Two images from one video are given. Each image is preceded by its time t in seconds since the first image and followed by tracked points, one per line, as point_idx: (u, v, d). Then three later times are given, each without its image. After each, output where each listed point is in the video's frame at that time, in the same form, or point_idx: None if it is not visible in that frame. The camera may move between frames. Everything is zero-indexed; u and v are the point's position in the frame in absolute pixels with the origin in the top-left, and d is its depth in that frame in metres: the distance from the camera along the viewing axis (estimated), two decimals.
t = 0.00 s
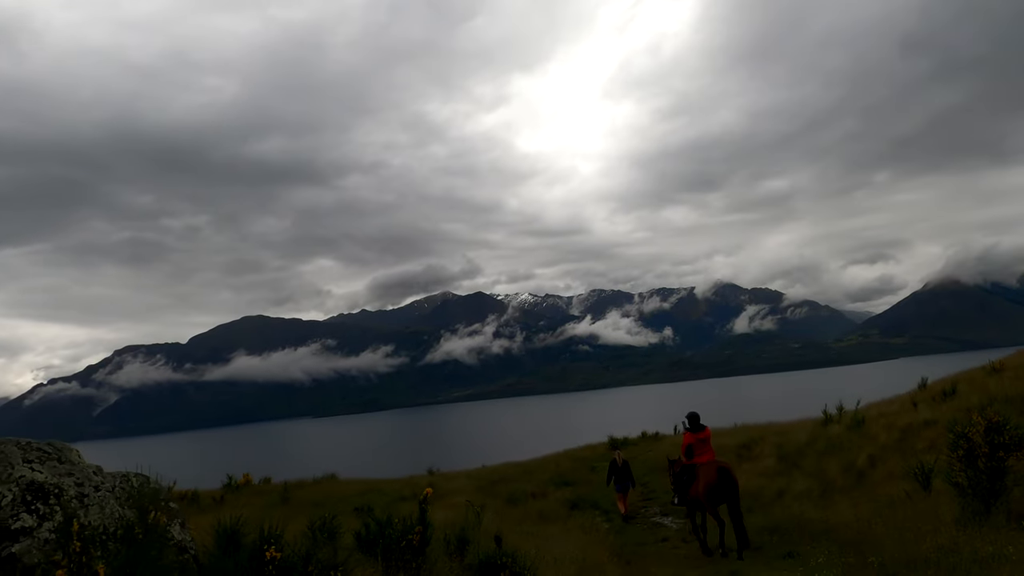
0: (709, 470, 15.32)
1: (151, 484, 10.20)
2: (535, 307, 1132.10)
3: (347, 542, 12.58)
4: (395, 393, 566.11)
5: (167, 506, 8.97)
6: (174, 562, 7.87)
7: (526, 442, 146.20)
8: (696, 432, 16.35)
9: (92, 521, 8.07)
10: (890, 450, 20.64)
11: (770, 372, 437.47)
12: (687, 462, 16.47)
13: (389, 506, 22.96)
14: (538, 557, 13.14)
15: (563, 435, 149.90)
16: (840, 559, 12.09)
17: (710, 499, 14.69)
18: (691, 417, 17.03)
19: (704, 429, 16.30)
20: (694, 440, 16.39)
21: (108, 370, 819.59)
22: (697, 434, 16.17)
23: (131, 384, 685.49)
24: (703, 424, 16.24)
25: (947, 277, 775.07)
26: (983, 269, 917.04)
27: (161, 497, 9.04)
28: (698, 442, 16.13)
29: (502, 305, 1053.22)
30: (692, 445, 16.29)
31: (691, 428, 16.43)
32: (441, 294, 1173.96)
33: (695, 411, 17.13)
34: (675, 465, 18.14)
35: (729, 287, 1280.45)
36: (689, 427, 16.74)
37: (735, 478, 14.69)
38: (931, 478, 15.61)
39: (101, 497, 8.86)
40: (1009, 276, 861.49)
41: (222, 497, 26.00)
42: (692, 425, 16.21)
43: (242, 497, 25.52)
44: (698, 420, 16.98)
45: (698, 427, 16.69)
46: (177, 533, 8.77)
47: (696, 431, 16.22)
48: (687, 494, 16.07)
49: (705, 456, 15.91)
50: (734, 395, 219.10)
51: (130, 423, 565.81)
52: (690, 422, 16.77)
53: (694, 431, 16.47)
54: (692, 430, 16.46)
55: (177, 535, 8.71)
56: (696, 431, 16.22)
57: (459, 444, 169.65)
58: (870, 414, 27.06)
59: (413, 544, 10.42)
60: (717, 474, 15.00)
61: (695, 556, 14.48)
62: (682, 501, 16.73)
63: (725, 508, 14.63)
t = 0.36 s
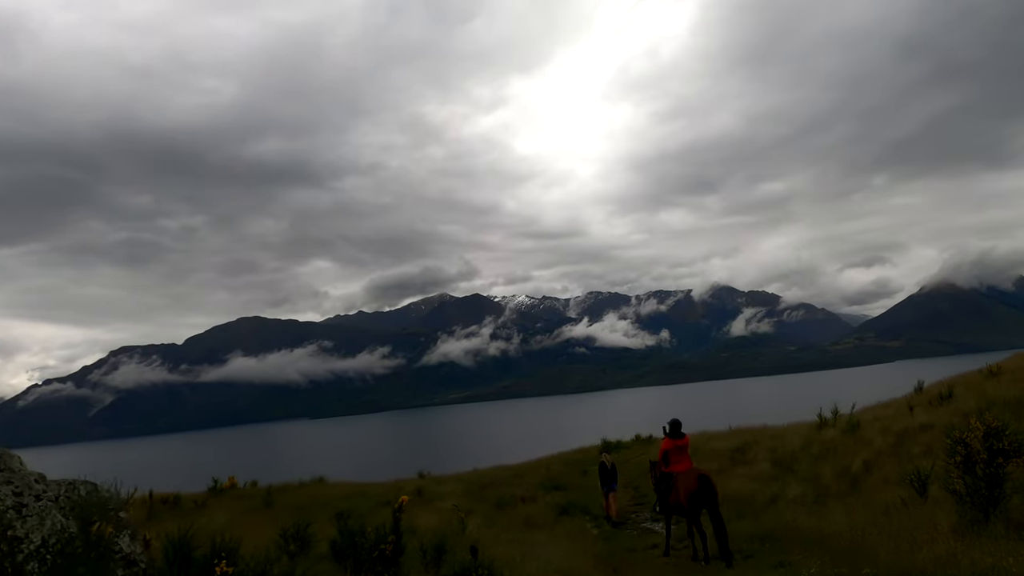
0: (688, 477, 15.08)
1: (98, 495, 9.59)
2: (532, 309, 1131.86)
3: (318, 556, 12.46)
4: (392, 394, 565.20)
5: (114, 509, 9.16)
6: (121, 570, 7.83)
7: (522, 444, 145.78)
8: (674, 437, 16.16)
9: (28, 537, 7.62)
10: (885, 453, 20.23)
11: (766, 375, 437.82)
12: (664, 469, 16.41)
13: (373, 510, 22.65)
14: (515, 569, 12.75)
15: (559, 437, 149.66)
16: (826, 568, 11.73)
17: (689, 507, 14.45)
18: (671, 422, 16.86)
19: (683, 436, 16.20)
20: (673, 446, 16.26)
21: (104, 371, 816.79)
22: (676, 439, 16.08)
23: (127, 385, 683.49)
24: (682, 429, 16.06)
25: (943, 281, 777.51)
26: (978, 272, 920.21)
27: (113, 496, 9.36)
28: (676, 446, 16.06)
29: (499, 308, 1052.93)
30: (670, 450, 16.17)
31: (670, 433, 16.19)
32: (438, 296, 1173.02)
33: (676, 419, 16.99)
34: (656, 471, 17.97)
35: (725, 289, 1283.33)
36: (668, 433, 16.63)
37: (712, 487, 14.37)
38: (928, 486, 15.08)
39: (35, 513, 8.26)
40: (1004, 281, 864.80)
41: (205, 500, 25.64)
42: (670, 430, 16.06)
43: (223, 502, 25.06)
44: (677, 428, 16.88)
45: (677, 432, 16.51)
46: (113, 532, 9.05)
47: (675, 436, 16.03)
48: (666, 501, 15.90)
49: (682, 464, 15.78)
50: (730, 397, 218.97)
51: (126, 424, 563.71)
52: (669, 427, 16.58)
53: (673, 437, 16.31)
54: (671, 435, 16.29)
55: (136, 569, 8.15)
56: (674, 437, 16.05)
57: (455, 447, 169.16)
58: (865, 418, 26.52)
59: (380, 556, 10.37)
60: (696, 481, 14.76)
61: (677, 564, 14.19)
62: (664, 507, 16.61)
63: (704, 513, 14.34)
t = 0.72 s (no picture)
0: (662, 477, 14.80)
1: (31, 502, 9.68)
2: (524, 311, 1130.96)
3: (282, 560, 12.48)
4: (384, 397, 562.76)
5: (66, 527, 10.41)
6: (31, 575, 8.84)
7: (512, 447, 145.42)
8: (646, 438, 16.03)
9: None
10: (878, 454, 19.77)
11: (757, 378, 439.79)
12: (639, 469, 16.18)
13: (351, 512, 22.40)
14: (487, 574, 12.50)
15: (548, 440, 149.37)
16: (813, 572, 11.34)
17: (665, 508, 14.07)
18: (643, 423, 16.65)
19: (656, 436, 16.02)
20: (646, 445, 16.09)
21: (93, 375, 812.14)
22: (648, 439, 15.89)
23: (115, 388, 678.65)
24: (652, 430, 15.96)
25: (932, 283, 783.99)
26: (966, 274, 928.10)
27: (58, 508, 10.59)
28: (649, 448, 15.88)
29: (491, 310, 1052.11)
30: (643, 450, 15.98)
31: (641, 434, 16.08)
32: (430, 298, 1171.43)
33: (647, 418, 16.85)
34: (630, 472, 17.64)
35: (716, 291, 1287.42)
36: (641, 433, 16.42)
37: (685, 487, 14.09)
38: (916, 485, 14.73)
39: None
40: (992, 283, 872.71)
41: (179, 505, 24.95)
42: (642, 430, 15.96)
43: (196, 506, 24.44)
44: (652, 428, 16.62)
45: (649, 431, 16.34)
46: (65, 540, 10.34)
47: (647, 436, 15.90)
48: (640, 501, 15.83)
49: (656, 465, 15.66)
50: (722, 399, 219.45)
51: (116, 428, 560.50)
52: (641, 428, 16.45)
53: (644, 436, 16.13)
54: (643, 435, 16.13)
55: (58, 561, 9.60)
56: (646, 437, 15.94)
57: (444, 450, 168.41)
58: (855, 418, 26.17)
59: (349, 558, 10.72)
60: (668, 482, 14.55)
61: (653, 566, 13.93)
62: (637, 508, 16.43)
63: (679, 514, 14.01)
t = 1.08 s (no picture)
0: (638, 488, 14.86)
1: None
2: (519, 317, 1130.26)
3: None
4: (378, 403, 560.52)
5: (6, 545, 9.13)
6: None
7: (504, 453, 144.80)
8: (625, 448, 15.78)
9: None
10: (868, 466, 19.35)
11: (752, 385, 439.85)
12: (617, 479, 15.91)
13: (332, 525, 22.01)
14: None
15: (542, 447, 148.83)
16: None
17: (639, 522, 13.90)
18: (623, 433, 16.35)
19: (634, 446, 15.70)
20: (624, 455, 15.83)
21: (86, 379, 808.70)
22: (627, 450, 15.58)
23: (108, 392, 675.28)
24: (631, 440, 15.64)
25: (926, 292, 786.85)
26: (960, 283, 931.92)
27: None
28: (628, 459, 15.53)
29: (486, 316, 1051.15)
30: (621, 463, 15.62)
31: (621, 445, 15.79)
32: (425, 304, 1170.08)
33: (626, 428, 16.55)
34: (609, 483, 17.42)
35: (712, 298, 1289.62)
36: (618, 444, 16.12)
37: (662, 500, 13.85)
38: (907, 498, 14.31)
39: None
40: (985, 292, 876.57)
41: (156, 515, 24.33)
42: (620, 440, 15.64)
43: (174, 515, 23.77)
44: (630, 439, 16.33)
45: (629, 443, 15.98)
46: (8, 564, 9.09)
47: (625, 447, 15.57)
48: (616, 513, 15.52)
49: (635, 475, 15.35)
50: (716, 406, 219.18)
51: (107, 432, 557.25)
52: (620, 438, 16.14)
53: (624, 448, 15.80)
54: (621, 447, 15.85)
55: None
56: (624, 447, 15.61)
57: (436, 456, 167.63)
58: (846, 427, 25.80)
59: None
60: (644, 494, 14.45)
61: None
62: (617, 519, 16.22)
63: (655, 528, 13.77)
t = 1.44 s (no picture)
0: (623, 501, 14.77)
1: None
2: (519, 329, 1129.45)
3: None
4: (377, 414, 558.28)
5: None
6: None
7: (503, 465, 143.83)
8: (612, 460, 15.88)
9: None
10: (865, 481, 18.86)
11: (752, 398, 438.10)
12: (601, 493, 16.01)
13: (317, 538, 21.43)
14: None
15: (539, 459, 147.61)
16: None
17: (620, 533, 14.16)
18: (610, 444, 16.43)
19: (620, 458, 15.90)
20: (610, 466, 15.96)
21: (85, 389, 806.61)
22: (611, 461, 15.81)
23: (107, 403, 672.99)
24: (617, 452, 15.79)
25: (927, 305, 786.34)
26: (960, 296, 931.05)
27: None
28: (612, 472, 15.76)
29: (486, 328, 1049.27)
30: (606, 473, 15.80)
31: (605, 457, 15.95)
32: (425, 315, 1168.78)
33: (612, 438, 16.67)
34: (594, 496, 17.32)
35: (712, 311, 1290.37)
36: (605, 455, 16.21)
37: (644, 515, 14.12)
38: (907, 513, 13.87)
39: None
40: (986, 305, 875.58)
41: (142, 524, 23.85)
42: (607, 452, 15.81)
43: (159, 526, 23.26)
44: (616, 448, 16.47)
45: (616, 453, 16.14)
46: None
47: (610, 459, 15.78)
48: (602, 523, 15.61)
49: (619, 487, 15.54)
50: (716, 419, 217.98)
51: (105, 443, 554.92)
52: (605, 450, 16.29)
53: (610, 458, 15.97)
54: (607, 457, 16.01)
55: None
56: (610, 459, 15.81)
57: (433, 468, 166.22)
58: (846, 440, 25.24)
59: None
60: (625, 507, 14.62)
61: None
62: (599, 531, 16.19)
63: (633, 542, 13.95)
